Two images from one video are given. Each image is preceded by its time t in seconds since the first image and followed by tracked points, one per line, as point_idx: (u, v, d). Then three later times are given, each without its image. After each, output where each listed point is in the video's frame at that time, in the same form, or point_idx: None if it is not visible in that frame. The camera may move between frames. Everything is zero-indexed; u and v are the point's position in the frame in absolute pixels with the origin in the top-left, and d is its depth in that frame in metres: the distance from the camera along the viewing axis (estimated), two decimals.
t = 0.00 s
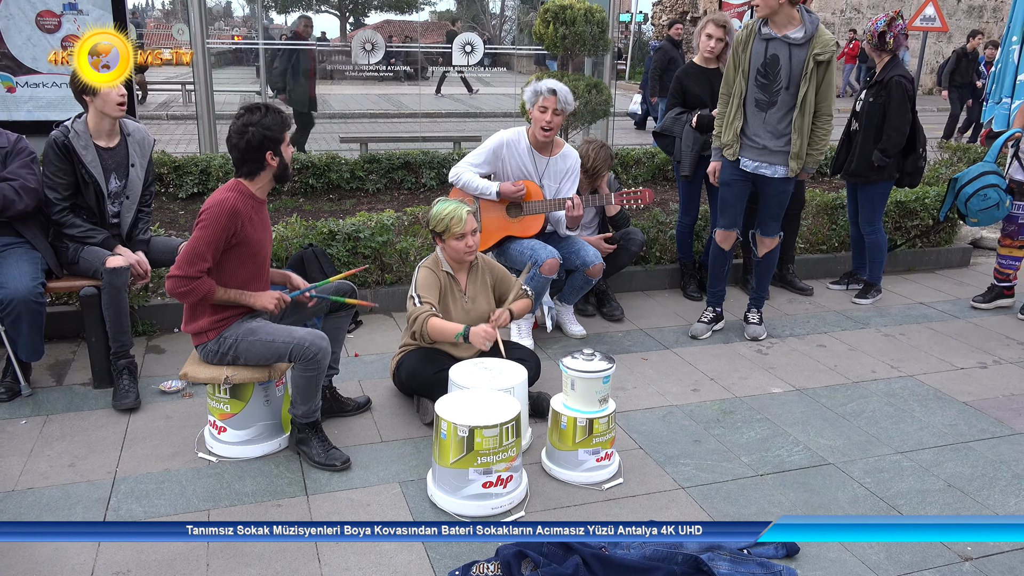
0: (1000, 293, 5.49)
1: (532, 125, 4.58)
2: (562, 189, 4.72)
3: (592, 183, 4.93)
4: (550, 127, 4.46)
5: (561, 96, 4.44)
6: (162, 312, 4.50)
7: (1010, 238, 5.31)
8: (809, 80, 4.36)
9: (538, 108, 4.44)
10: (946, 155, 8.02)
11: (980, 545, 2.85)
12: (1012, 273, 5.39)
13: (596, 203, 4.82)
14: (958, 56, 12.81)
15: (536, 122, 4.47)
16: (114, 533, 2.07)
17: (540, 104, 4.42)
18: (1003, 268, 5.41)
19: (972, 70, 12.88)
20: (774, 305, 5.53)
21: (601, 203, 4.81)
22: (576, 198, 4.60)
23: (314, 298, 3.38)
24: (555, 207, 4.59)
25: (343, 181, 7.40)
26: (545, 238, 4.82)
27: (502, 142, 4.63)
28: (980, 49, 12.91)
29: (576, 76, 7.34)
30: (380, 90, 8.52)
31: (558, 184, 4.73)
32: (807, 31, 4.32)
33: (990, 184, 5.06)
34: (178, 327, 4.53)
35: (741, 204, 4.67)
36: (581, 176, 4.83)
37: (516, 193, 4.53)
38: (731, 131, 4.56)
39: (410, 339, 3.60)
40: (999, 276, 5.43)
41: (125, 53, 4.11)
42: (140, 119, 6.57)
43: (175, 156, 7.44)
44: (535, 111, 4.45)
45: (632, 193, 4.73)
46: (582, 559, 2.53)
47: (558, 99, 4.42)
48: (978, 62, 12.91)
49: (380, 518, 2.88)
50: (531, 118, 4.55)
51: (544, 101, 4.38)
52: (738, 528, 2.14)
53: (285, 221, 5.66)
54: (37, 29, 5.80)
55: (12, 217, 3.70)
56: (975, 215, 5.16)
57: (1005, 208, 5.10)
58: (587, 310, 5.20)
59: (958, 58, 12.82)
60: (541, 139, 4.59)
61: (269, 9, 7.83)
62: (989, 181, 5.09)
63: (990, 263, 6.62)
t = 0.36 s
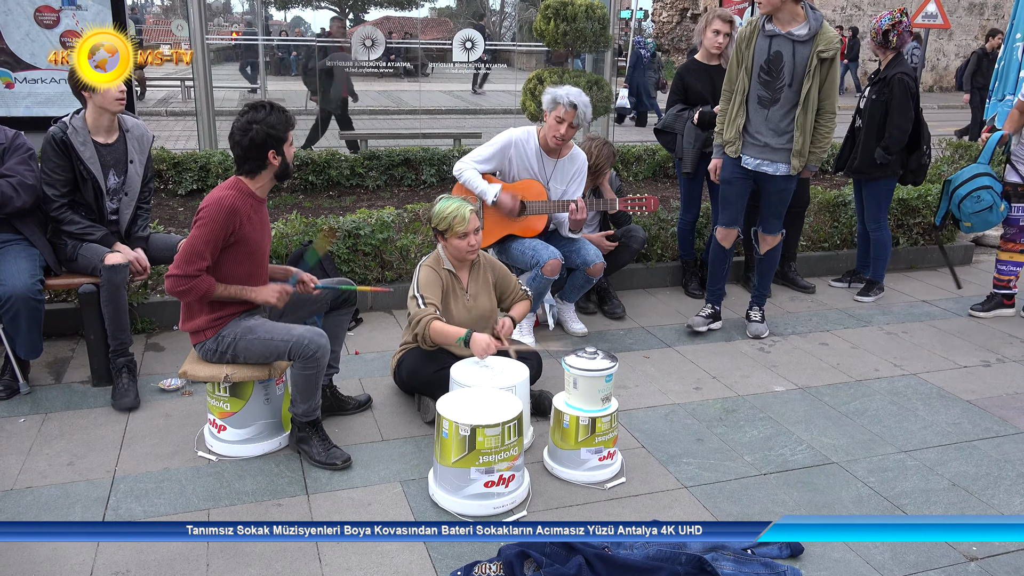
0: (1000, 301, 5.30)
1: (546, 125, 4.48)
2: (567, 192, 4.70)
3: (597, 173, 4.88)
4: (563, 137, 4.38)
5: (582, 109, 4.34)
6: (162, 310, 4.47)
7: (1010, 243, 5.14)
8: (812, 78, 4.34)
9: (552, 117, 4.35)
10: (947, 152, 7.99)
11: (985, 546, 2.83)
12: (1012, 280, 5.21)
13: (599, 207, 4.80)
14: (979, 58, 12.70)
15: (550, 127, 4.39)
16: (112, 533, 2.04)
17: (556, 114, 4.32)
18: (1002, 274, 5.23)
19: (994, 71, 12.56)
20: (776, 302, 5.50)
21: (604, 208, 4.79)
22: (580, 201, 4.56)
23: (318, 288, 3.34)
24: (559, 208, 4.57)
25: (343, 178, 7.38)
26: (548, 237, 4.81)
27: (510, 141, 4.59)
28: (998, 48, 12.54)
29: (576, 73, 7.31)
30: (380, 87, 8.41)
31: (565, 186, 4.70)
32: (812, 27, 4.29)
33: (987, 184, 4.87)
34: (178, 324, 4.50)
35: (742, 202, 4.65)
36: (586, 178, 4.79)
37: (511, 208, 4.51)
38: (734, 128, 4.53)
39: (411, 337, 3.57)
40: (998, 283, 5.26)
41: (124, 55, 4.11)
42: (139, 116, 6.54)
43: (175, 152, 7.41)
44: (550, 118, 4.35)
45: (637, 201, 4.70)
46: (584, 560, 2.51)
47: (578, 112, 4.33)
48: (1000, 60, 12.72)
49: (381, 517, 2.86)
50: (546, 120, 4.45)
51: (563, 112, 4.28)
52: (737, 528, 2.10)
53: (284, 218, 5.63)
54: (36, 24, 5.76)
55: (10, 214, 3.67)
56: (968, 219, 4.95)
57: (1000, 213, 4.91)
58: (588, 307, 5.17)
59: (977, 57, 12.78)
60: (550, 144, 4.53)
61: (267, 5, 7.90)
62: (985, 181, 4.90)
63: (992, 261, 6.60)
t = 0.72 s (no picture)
0: (1004, 299, 5.27)
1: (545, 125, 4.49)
2: (570, 191, 4.68)
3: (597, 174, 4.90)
4: (564, 132, 4.36)
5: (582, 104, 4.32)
6: (163, 310, 4.46)
7: (1007, 244, 5.07)
8: (814, 75, 4.32)
9: (553, 112, 4.33)
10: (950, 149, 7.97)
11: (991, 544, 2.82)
12: (1013, 279, 5.17)
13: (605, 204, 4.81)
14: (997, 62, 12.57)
15: (550, 123, 4.38)
16: (111, 533, 2.03)
17: (557, 109, 4.31)
18: (1004, 274, 5.17)
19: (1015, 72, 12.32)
20: (779, 300, 5.49)
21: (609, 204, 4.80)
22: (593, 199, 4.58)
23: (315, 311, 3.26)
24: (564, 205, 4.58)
25: (344, 177, 7.37)
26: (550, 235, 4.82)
27: (510, 139, 4.58)
28: None
29: (577, 71, 7.29)
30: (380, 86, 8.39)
31: (567, 185, 4.70)
32: (812, 25, 4.28)
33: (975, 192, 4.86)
34: (179, 325, 4.49)
35: (743, 200, 4.63)
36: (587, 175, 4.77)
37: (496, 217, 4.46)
38: (735, 126, 4.51)
39: (413, 337, 3.57)
40: (1000, 283, 5.21)
41: (125, 54, 4.04)
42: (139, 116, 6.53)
43: (176, 152, 7.40)
44: (551, 114, 4.34)
45: (641, 197, 4.76)
46: (588, 559, 2.49)
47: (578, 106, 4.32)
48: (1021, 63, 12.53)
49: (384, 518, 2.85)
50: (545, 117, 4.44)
51: (565, 107, 4.27)
52: (736, 528, 2.08)
53: (286, 218, 5.62)
54: (35, 24, 5.75)
55: (11, 215, 3.66)
56: (957, 229, 4.95)
57: (989, 220, 4.90)
58: (590, 306, 5.16)
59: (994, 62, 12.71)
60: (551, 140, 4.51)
61: (267, 5, 7.89)
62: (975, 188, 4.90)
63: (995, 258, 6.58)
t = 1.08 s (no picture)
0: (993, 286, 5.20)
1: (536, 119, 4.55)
2: (568, 181, 4.68)
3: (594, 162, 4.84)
4: (559, 116, 4.42)
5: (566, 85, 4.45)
6: (167, 314, 4.47)
7: (991, 237, 5.00)
8: (815, 67, 4.32)
9: (543, 98, 4.41)
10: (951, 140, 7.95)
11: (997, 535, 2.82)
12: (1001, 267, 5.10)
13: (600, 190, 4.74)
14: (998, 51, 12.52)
15: (542, 112, 4.44)
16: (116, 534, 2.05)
17: (547, 94, 4.39)
18: (991, 264, 5.11)
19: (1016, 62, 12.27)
20: (782, 294, 5.48)
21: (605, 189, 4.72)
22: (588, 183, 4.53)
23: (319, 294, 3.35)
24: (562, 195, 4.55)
25: (345, 178, 7.37)
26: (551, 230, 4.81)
27: (505, 135, 4.60)
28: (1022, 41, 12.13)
29: (577, 68, 7.29)
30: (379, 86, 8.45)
31: (564, 177, 4.70)
32: (813, 17, 4.28)
33: (949, 198, 5.00)
34: (182, 328, 4.50)
35: (745, 195, 4.62)
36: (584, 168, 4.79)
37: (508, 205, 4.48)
38: (736, 120, 4.50)
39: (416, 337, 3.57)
40: (988, 272, 5.14)
41: (125, 53, 4.11)
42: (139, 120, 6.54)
43: (176, 156, 7.41)
44: (541, 102, 4.41)
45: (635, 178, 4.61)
46: (595, 556, 2.50)
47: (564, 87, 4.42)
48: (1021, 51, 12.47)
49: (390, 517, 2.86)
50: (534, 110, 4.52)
51: (552, 90, 4.36)
52: (737, 528, 2.10)
53: (287, 219, 5.63)
54: (34, 30, 5.77)
55: (13, 221, 3.67)
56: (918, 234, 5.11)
57: (955, 233, 5.02)
58: (593, 303, 5.16)
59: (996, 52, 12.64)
60: (545, 130, 4.55)
61: (264, 6, 7.88)
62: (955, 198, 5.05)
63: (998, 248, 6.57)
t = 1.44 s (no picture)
0: (945, 301, 5.07)
1: (529, 117, 4.58)
2: (564, 181, 4.70)
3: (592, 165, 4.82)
4: (551, 111, 4.45)
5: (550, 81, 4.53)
6: (167, 318, 4.49)
7: (960, 239, 4.99)
8: (817, 71, 4.33)
9: (533, 97, 4.46)
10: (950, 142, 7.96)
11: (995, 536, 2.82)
12: (956, 278, 5.03)
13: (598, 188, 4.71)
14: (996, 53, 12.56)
15: (534, 110, 4.48)
16: (117, 534, 2.06)
17: (535, 92, 4.44)
18: (949, 272, 5.02)
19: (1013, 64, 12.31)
20: (781, 296, 5.50)
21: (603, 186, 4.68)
22: (587, 182, 4.54)
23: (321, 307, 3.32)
24: (559, 195, 4.56)
25: (345, 182, 7.39)
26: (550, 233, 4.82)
27: (501, 137, 4.62)
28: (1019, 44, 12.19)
29: (576, 71, 7.31)
30: (378, 90, 8.41)
31: (560, 177, 4.72)
32: (814, 22, 4.28)
33: (900, 232, 4.87)
34: (183, 332, 4.51)
35: (746, 197, 4.63)
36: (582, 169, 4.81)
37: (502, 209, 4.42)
38: (737, 123, 4.52)
39: (416, 339, 3.58)
40: (943, 282, 5.04)
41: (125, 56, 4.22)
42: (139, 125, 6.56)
43: (177, 160, 7.43)
44: (532, 100, 4.46)
45: (631, 175, 4.53)
46: (594, 558, 2.50)
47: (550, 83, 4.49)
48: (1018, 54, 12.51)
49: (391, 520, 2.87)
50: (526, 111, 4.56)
51: (539, 86, 4.42)
52: (737, 528, 2.11)
53: (287, 224, 5.64)
54: (35, 36, 5.80)
55: (14, 226, 3.68)
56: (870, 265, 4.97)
57: (893, 266, 4.83)
58: (592, 306, 5.17)
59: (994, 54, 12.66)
60: (539, 128, 4.59)
61: (265, 11, 7.94)
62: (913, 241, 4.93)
63: (997, 250, 6.57)
